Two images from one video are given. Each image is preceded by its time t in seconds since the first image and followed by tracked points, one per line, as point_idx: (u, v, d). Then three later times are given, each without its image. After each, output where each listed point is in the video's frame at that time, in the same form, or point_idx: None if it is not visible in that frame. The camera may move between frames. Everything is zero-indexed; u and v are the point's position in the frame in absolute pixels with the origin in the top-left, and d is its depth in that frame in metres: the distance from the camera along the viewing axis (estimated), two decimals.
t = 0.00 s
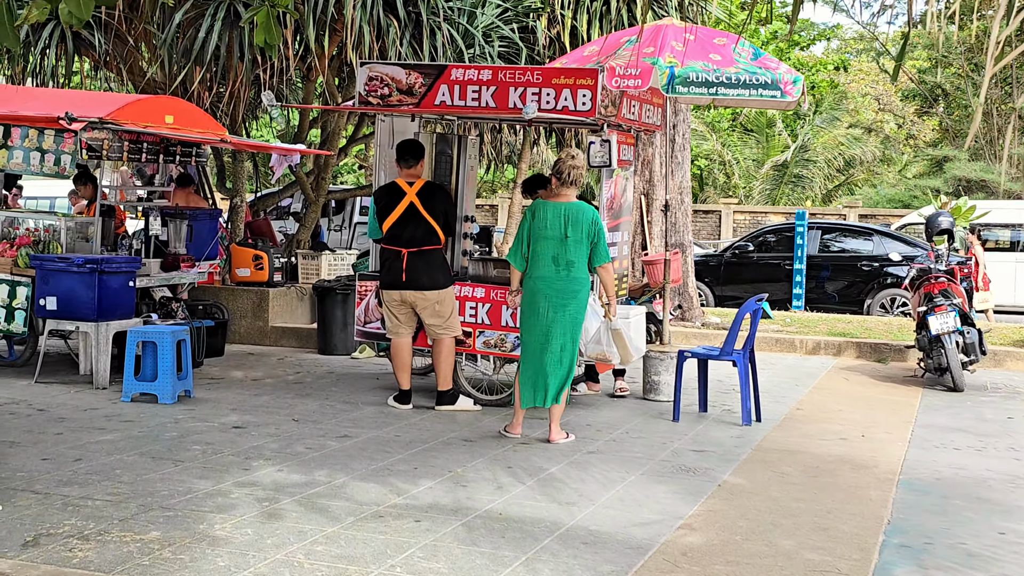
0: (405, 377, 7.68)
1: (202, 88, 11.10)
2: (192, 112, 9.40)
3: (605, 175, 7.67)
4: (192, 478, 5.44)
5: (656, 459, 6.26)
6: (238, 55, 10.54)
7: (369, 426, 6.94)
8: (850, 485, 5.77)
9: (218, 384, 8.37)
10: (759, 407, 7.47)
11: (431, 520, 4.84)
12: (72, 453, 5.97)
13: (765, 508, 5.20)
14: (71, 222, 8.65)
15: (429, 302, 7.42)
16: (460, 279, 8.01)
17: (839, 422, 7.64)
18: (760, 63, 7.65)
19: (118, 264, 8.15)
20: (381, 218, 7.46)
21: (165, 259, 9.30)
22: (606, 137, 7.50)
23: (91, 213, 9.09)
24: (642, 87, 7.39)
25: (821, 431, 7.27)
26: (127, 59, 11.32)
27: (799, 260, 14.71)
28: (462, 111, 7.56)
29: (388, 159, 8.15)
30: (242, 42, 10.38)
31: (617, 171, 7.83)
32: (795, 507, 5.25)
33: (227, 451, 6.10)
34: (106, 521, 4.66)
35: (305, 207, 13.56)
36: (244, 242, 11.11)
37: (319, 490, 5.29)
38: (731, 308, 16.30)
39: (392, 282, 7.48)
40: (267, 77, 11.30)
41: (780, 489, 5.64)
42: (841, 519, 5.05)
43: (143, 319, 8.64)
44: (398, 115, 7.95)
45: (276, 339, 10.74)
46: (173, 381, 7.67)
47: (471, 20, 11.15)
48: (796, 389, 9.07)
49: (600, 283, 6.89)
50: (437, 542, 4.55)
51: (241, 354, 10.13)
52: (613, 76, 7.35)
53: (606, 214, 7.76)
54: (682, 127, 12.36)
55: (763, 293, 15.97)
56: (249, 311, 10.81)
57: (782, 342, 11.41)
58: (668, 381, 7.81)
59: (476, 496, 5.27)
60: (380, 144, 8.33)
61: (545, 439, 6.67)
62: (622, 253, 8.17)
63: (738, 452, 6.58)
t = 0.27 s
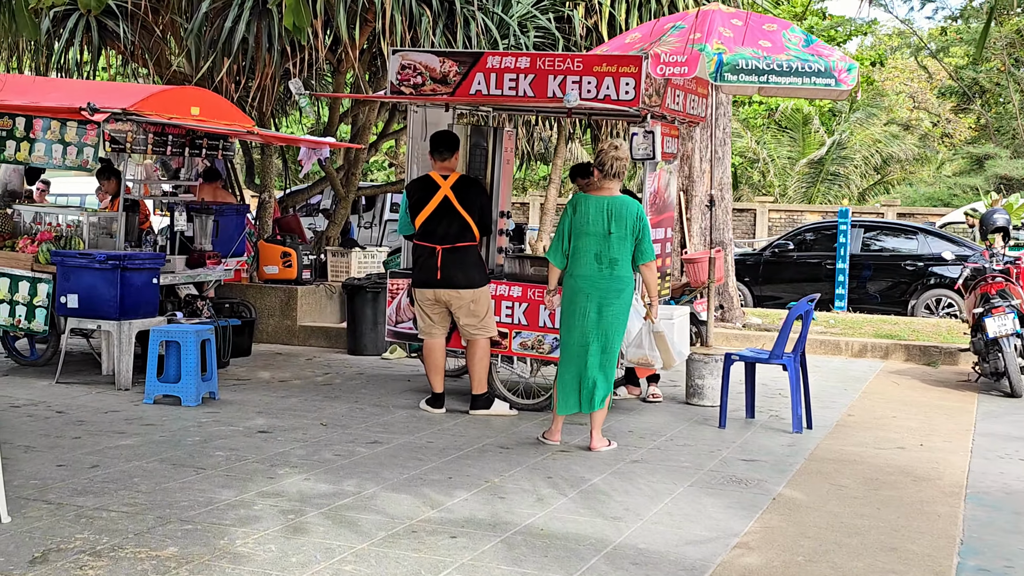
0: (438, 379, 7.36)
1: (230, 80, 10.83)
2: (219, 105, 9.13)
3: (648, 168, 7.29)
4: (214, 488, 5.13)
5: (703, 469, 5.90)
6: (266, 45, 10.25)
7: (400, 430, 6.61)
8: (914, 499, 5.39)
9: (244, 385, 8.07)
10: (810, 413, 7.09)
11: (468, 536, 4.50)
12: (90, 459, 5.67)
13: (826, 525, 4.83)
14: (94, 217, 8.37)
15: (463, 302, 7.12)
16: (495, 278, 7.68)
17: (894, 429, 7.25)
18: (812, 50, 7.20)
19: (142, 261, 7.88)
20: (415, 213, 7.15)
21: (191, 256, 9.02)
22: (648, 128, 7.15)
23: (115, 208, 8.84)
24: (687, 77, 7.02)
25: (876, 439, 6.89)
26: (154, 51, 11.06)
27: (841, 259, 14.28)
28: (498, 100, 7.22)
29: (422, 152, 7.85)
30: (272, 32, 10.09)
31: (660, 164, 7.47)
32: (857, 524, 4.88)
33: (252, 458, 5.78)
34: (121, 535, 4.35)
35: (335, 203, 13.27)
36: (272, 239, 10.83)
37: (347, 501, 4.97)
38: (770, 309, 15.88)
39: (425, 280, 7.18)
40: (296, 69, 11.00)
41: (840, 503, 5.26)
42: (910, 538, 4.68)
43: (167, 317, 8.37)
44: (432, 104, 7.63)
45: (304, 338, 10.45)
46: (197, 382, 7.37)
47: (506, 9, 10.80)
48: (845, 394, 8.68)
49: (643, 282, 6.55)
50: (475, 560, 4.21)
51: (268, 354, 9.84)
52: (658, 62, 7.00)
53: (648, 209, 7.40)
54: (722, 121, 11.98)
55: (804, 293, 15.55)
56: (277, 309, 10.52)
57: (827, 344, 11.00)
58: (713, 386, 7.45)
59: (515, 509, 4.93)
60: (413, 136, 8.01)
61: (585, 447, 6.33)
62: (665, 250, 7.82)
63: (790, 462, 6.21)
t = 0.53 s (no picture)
0: (474, 391, 7.01)
1: (259, 77, 10.52)
2: (247, 102, 8.85)
3: (697, 170, 6.91)
4: (239, 511, 4.80)
5: (760, 492, 5.53)
6: (297, 41, 9.94)
7: (435, 446, 6.27)
8: (991, 529, 5.00)
9: (272, 393, 7.75)
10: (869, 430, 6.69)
11: (513, 571, 4.14)
12: (109, 477, 5.35)
13: (901, 561, 4.44)
14: (117, 217, 8.10)
15: (502, 310, 6.78)
16: (534, 283, 7.32)
17: (958, 446, 6.84)
18: (872, 46, 6.73)
19: (167, 264, 7.59)
20: (451, 216, 6.81)
21: (218, 258, 8.72)
22: (699, 128, 6.80)
23: (139, 208, 8.59)
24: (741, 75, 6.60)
25: (940, 458, 6.48)
26: (182, 46, 10.77)
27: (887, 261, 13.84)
28: (539, 99, 6.86)
29: (458, 152, 7.54)
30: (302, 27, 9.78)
31: (710, 165, 7.11)
32: (935, 560, 4.49)
33: (279, 476, 5.45)
34: (137, 567, 4.02)
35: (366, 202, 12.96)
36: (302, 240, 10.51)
37: (381, 528, 4.63)
38: (811, 312, 15.45)
39: (462, 287, 6.84)
40: (327, 65, 10.69)
41: (912, 534, 4.87)
42: None
43: (192, 322, 8.06)
44: (469, 101, 7.27)
45: (334, 342, 10.13)
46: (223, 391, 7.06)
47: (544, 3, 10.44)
48: (900, 406, 8.27)
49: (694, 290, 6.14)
50: None
51: (298, 359, 9.53)
52: (709, 59, 6.60)
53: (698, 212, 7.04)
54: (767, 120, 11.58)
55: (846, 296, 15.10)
56: (306, 312, 10.21)
57: (876, 352, 10.58)
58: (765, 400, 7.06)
59: (561, 539, 4.57)
60: (448, 135, 7.68)
61: (632, 466, 5.97)
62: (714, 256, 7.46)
63: (852, 484, 5.82)
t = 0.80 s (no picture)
0: (515, 398, 6.66)
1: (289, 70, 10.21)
2: (277, 96, 8.56)
3: (753, 165, 6.59)
4: (267, 529, 4.48)
5: (824, 511, 5.15)
6: (329, 33, 9.64)
7: (475, 457, 5.93)
8: None
9: (303, 399, 7.44)
10: (934, 443, 6.30)
11: None
12: (131, 489, 5.05)
13: None
14: (144, 216, 7.80)
15: (544, 314, 6.44)
16: (577, 286, 6.99)
17: None
18: (938, 34, 6.35)
19: (194, 264, 7.30)
20: (492, 214, 6.47)
21: (246, 258, 8.43)
22: (753, 122, 6.44)
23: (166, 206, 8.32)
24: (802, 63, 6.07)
25: (1012, 473, 6.08)
26: (211, 39, 10.49)
27: (935, 263, 13.39)
28: (585, 91, 6.51)
29: (497, 147, 7.20)
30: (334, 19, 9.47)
31: (766, 160, 6.77)
32: None
33: (310, 490, 5.13)
34: None
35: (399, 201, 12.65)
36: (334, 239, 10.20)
37: (420, 550, 4.29)
38: (854, 315, 15.01)
39: (502, 289, 6.50)
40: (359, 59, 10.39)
41: (995, 560, 4.49)
42: None
43: (220, 325, 7.77)
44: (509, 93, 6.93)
45: (366, 345, 9.82)
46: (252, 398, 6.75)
47: None
48: (961, 416, 7.86)
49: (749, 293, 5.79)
50: None
51: (329, 362, 9.22)
52: (765, 48, 6.13)
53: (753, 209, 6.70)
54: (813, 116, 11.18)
55: (892, 299, 14.66)
56: (338, 314, 9.90)
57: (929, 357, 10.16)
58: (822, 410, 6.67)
59: (614, 563, 4.21)
60: (487, 130, 7.35)
61: (685, 481, 5.60)
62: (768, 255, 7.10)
63: (922, 502, 5.43)
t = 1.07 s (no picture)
0: (555, 411, 6.34)
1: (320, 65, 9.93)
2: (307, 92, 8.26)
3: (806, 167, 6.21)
4: (293, 556, 4.18)
5: (889, 538, 4.79)
6: (360, 28, 9.34)
7: (513, 474, 5.61)
8: None
9: (332, 408, 7.15)
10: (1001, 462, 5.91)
11: None
12: (151, 508, 4.77)
13: None
14: (170, 216, 7.53)
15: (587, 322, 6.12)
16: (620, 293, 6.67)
17: None
18: (1004, 28, 5.90)
19: (220, 267, 7.02)
20: (532, 218, 6.16)
21: (275, 261, 8.14)
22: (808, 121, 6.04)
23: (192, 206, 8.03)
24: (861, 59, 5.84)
25: None
26: (241, 33, 10.23)
27: (984, 265, 12.94)
28: (629, 88, 6.17)
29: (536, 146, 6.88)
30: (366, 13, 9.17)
31: (819, 161, 6.37)
32: None
33: (339, 511, 4.83)
34: None
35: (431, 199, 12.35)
36: (364, 240, 9.91)
37: None
38: (897, 318, 14.58)
39: (543, 296, 6.18)
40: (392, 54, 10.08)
41: None
42: None
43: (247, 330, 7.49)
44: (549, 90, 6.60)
45: (397, 350, 9.52)
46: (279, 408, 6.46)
47: None
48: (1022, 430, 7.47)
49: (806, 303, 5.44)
50: None
51: (359, 367, 8.93)
52: (822, 42, 5.91)
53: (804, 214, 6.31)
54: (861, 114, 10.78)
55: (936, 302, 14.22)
56: (369, 317, 9.61)
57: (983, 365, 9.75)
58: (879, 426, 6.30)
59: None
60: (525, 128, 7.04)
61: (737, 503, 5.26)
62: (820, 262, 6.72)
63: (993, 528, 5.06)
